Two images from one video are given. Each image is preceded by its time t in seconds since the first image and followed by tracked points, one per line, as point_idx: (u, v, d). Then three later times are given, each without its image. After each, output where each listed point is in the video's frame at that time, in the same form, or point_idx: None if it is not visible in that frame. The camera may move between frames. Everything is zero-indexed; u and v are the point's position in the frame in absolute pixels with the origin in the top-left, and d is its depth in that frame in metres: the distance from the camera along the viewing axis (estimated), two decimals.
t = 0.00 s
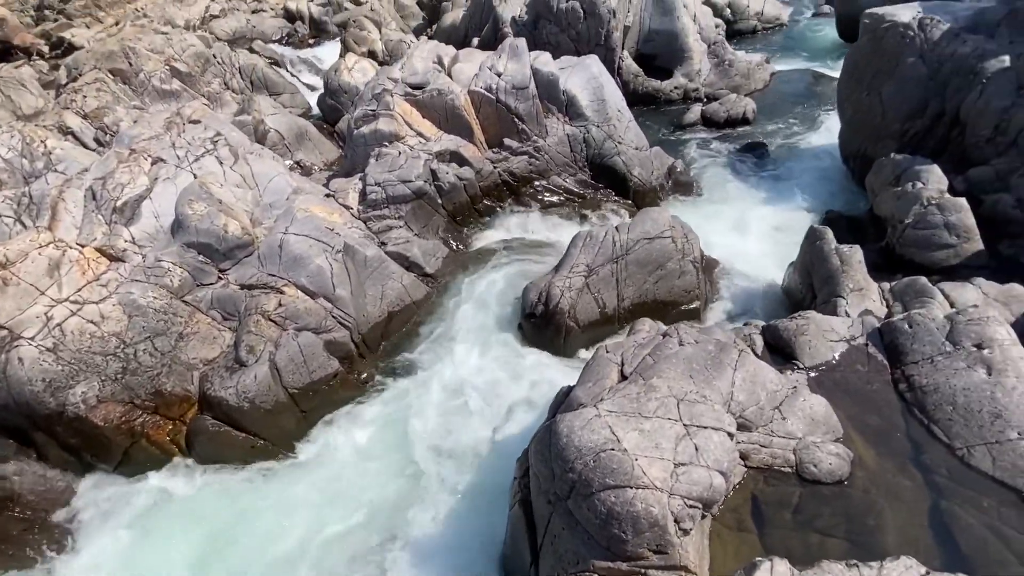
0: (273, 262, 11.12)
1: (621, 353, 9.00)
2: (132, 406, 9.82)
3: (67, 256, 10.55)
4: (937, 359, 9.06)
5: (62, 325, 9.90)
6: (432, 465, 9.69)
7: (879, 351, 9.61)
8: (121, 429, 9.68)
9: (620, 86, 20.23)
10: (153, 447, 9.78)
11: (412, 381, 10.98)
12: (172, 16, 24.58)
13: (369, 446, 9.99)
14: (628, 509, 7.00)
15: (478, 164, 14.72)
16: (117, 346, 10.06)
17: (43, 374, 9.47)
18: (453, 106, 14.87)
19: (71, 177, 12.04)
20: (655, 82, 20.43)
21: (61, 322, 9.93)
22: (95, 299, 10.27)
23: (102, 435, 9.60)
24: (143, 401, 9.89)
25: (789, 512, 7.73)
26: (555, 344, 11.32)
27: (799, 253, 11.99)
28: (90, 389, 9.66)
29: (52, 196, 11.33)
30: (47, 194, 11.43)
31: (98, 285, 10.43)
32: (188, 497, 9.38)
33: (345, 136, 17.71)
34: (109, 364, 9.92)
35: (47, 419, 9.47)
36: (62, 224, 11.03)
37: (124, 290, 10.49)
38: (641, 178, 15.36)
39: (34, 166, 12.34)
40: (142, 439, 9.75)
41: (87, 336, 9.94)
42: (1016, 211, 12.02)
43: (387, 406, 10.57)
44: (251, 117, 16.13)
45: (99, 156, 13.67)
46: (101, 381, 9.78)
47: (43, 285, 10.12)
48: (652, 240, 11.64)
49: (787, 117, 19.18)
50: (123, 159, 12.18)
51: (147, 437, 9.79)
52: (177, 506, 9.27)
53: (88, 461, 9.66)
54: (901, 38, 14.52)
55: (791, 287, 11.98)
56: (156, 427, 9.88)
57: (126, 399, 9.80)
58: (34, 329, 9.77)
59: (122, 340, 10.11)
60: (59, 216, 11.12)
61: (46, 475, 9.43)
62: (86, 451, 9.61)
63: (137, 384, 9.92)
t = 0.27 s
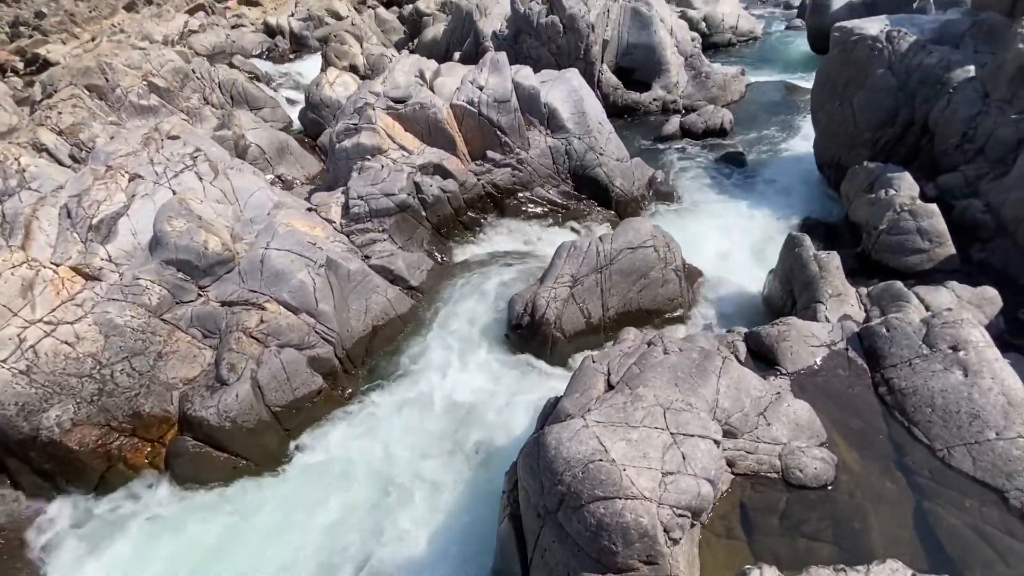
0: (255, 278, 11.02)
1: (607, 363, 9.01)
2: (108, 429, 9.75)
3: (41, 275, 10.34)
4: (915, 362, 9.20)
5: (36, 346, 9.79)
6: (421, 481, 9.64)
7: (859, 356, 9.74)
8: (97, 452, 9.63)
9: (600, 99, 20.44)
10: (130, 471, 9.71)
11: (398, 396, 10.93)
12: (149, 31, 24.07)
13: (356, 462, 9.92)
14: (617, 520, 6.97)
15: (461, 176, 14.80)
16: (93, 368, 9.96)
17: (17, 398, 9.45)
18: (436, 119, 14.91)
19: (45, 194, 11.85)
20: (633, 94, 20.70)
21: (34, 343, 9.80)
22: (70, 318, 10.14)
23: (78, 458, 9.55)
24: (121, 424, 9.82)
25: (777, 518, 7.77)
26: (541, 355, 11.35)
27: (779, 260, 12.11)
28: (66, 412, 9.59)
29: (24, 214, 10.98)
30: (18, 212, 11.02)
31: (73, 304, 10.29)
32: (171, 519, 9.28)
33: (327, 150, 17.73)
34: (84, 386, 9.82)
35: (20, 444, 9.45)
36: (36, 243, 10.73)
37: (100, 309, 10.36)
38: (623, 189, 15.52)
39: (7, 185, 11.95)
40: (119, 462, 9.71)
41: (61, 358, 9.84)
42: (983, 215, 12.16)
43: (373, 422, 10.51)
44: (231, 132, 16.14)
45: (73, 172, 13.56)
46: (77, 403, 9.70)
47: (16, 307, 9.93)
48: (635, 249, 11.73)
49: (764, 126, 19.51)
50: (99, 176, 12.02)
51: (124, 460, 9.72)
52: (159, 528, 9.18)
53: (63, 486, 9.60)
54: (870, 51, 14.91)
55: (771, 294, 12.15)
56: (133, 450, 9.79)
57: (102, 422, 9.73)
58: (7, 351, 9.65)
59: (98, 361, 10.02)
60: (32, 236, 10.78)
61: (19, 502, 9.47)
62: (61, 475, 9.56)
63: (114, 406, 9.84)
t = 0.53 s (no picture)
0: (237, 295, 10.97)
1: (594, 373, 9.10)
2: (85, 452, 9.52)
3: (15, 295, 10.29)
4: (893, 366, 9.33)
5: (11, 368, 9.77)
6: (410, 495, 9.59)
7: (839, 360, 9.86)
8: (72, 476, 9.37)
9: (581, 112, 20.66)
10: (108, 495, 9.43)
11: (385, 410, 10.88)
12: (127, 46, 24.15)
13: (343, 478, 9.85)
14: (607, 531, 6.94)
15: (445, 189, 14.82)
16: (69, 390, 9.85)
17: None
18: (419, 132, 14.98)
19: (20, 212, 11.81)
20: (614, 107, 20.92)
21: (9, 365, 9.78)
22: (45, 339, 10.08)
23: (53, 483, 9.30)
24: (98, 447, 9.59)
25: (764, 523, 7.80)
26: (529, 366, 11.35)
27: (760, 268, 12.22)
28: (40, 435, 9.46)
29: None
30: None
31: (49, 324, 10.22)
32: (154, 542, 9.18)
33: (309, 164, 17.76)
34: (60, 409, 9.70)
35: None
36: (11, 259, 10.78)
37: (77, 329, 10.28)
38: (606, 200, 15.60)
39: None
40: (97, 486, 9.42)
41: (36, 379, 9.77)
42: (952, 221, 12.26)
43: (360, 437, 10.46)
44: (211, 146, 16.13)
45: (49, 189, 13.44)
46: (52, 426, 9.57)
47: None
48: (619, 259, 11.82)
49: (743, 137, 19.81)
50: (75, 194, 11.98)
51: (102, 484, 9.45)
52: (142, 551, 9.08)
53: (39, 512, 9.41)
54: (841, 64, 15.26)
55: (752, 301, 12.27)
56: (111, 474, 9.52)
57: (78, 445, 9.53)
58: None
59: (75, 383, 9.90)
60: (6, 253, 10.82)
61: None
62: (36, 502, 9.36)
63: (90, 429, 9.67)
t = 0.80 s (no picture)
0: (220, 311, 10.88)
1: (582, 383, 9.15)
2: (61, 476, 9.32)
3: None
4: (873, 370, 9.42)
5: None
6: (399, 510, 9.52)
7: (821, 366, 9.96)
8: (48, 502, 9.16)
9: (564, 124, 20.84)
10: (87, 519, 9.28)
11: (373, 425, 10.85)
12: (104, 60, 24.29)
13: (331, 494, 9.77)
14: (599, 542, 6.92)
15: (430, 202, 14.81)
16: (44, 412, 9.63)
17: None
18: (404, 144, 15.03)
19: None
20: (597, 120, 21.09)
21: None
22: (19, 358, 9.85)
23: (26, 509, 9.05)
24: (74, 470, 9.39)
25: (753, 529, 7.83)
26: (517, 377, 11.33)
27: (742, 275, 12.31)
28: (14, 459, 9.20)
29: None
30: None
31: (24, 343, 10.03)
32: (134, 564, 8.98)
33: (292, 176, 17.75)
34: (34, 432, 9.46)
35: None
36: None
37: (52, 349, 10.06)
38: (590, 211, 15.71)
39: None
40: (75, 511, 9.26)
41: (9, 402, 9.52)
42: (924, 228, 12.51)
43: (348, 452, 10.40)
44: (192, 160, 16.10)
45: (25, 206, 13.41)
46: (26, 450, 9.32)
47: None
48: (605, 269, 11.89)
49: (723, 147, 20.06)
50: (51, 210, 12.02)
51: (79, 509, 9.29)
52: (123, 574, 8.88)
53: (13, 539, 9.16)
54: (814, 76, 15.55)
55: (736, 308, 12.40)
56: (88, 498, 9.37)
57: (54, 469, 9.31)
58: None
59: (50, 404, 9.70)
60: None
61: None
62: (9, 530, 9.10)
63: (66, 451, 9.44)
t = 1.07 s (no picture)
0: (202, 325, 10.79)
1: (571, 392, 9.16)
2: (36, 498, 9.22)
3: None
4: (854, 373, 9.53)
5: None
6: (388, 523, 9.46)
7: (804, 370, 10.08)
8: (23, 526, 8.99)
9: (548, 135, 20.97)
10: (62, 543, 9.06)
11: (361, 439, 10.79)
12: (82, 73, 24.28)
13: (319, 509, 9.69)
14: (590, 552, 6.95)
15: (417, 213, 14.87)
16: (17, 433, 9.45)
17: None
18: (389, 156, 15.05)
19: None
20: (580, 131, 21.26)
21: None
22: None
23: None
24: (50, 492, 9.29)
25: (743, 535, 7.84)
26: (506, 387, 11.32)
27: (725, 282, 12.44)
28: None
29: None
30: None
31: None
32: None
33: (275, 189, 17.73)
34: (8, 453, 9.31)
35: None
36: None
37: (28, 366, 9.90)
38: (575, 221, 15.88)
39: None
40: (50, 534, 9.05)
41: None
42: (899, 235, 12.78)
43: (335, 467, 10.32)
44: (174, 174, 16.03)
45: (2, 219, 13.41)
46: None
47: None
48: (591, 278, 11.96)
49: (705, 157, 20.28)
50: (27, 224, 11.81)
51: (54, 533, 9.08)
52: None
53: None
54: (790, 88, 15.82)
55: (721, 315, 12.51)
56: (64, 521, 9.17)
57: (29, 491, 9.23)
58: None
59: (25, 424, 9.52)
60: None
61: None
62: None
63: (42, 473, 9.34)
